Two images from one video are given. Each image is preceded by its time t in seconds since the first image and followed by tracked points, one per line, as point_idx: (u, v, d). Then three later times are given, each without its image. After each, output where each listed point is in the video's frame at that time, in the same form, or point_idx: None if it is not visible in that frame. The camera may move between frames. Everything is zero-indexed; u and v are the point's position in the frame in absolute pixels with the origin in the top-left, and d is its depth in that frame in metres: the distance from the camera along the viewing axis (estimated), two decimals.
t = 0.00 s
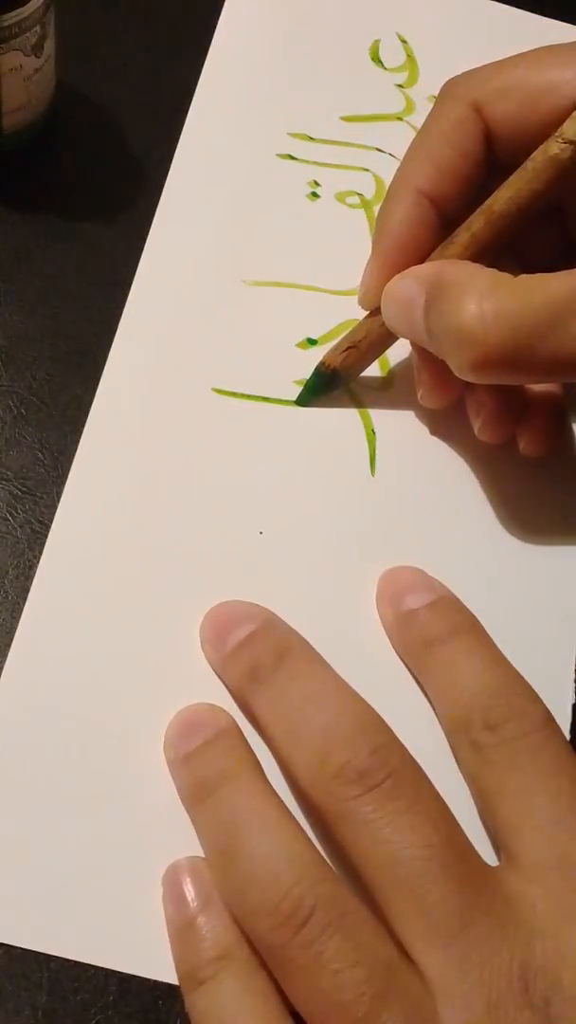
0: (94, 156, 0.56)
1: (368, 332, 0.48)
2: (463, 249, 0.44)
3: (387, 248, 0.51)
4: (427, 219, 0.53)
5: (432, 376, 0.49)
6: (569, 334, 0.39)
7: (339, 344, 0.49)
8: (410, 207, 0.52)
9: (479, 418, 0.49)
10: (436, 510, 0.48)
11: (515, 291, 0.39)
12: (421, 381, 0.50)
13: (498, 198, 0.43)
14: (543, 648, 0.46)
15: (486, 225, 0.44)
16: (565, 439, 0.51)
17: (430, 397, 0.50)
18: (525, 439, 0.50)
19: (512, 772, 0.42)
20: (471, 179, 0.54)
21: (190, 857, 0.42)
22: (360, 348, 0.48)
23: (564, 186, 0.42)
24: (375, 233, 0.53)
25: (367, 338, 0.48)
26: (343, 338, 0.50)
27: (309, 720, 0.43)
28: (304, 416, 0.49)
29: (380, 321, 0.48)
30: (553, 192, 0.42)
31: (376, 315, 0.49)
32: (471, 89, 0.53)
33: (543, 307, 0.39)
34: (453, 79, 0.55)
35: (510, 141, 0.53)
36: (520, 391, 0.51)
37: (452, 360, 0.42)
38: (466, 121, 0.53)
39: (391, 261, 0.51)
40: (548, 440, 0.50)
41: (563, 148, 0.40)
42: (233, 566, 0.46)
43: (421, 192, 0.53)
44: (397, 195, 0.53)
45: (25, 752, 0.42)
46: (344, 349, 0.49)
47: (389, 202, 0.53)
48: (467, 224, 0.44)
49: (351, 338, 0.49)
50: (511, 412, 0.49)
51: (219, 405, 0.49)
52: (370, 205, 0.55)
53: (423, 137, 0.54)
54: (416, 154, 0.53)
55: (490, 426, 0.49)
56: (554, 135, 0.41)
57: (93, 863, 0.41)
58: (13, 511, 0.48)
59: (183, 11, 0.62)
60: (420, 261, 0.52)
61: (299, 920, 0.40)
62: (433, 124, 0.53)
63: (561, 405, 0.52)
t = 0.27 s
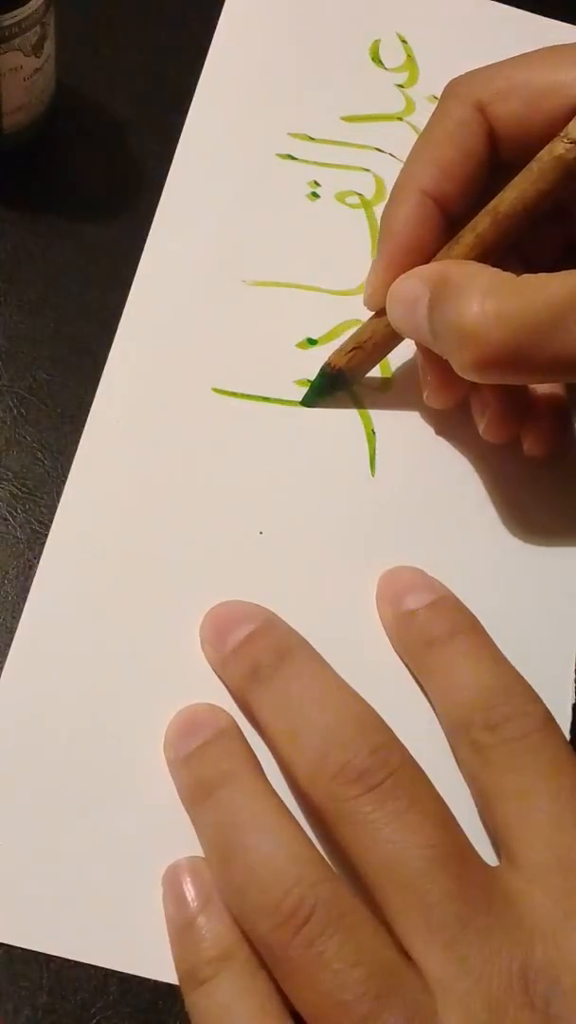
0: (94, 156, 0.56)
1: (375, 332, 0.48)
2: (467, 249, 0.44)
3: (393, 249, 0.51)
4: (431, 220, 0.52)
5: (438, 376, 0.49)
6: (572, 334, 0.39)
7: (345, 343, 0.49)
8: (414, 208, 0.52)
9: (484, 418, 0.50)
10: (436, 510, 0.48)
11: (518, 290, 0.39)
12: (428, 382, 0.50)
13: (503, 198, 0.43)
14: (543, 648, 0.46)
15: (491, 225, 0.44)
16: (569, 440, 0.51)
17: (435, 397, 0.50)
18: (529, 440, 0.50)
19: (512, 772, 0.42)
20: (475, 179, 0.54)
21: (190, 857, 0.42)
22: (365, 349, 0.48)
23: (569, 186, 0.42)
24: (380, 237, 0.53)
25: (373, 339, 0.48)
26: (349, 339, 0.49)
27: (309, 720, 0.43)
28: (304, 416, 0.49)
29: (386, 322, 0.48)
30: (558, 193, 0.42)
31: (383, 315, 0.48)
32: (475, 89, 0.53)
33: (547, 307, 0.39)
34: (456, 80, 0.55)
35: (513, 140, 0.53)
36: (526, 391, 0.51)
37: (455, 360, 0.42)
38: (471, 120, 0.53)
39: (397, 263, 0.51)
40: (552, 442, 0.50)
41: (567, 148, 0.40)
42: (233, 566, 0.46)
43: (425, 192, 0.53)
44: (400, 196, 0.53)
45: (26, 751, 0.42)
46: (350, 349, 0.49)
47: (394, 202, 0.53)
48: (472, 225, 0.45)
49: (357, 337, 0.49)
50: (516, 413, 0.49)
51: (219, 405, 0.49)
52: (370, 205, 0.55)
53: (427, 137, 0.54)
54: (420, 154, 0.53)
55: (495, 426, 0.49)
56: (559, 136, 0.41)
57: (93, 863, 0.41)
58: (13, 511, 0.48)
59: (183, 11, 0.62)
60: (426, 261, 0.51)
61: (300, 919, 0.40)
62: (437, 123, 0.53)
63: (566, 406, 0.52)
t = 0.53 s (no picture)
0: (94, 156, 0.56)
1: (379, 333, 0.48)
2: (471, 250, 0.45)
3: (397, 250, 0.51)
4: (434, 220, 0.52)
5: (442, 376, 0.50)
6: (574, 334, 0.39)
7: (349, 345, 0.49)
8: (417, 208, 0.52)
9: (486, 417, 0.50)
10: (436, 510, 0.48)
11: (521, 290, 0.39)
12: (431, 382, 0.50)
13: (507, 198, 0.43)
14: (543, 648, 0.46)
15: (495, 226, 0.44)
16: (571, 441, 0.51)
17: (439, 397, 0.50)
18: (532, 439, 0.50)
19: (512, 772, 0.42)
20: (478, 179, 0.54)
21: (190, 857, 0.42)
22: (370, 349, 0.49)
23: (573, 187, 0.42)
24: (383, 238, 0.53)
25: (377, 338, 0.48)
26: (353, 340, 0.50)
27: (309, 720, 0.43)
28: (304, 416, 0.49)
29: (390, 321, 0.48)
30: (562, 193, 0.42)
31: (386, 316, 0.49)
32: (476, 89, 0.53)
33: (548, 306, 0.39)
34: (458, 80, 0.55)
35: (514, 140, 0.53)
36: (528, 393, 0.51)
37: (457, 359, 0.42)
38: (473, 120, 0.53)
39: (401, 264, 0.51)
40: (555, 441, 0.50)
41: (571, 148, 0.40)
42: (233, 566, 0.46)
43: (427, 192, 0.53)
44: (403, 196, 0.53)
45: (26, 752, 0.42)
46: (354, 349, 0.49)
47: (397, 202, 0.53)
48: (477, 225, 0.45)
49: (361, 339, 0.49)
50: (518, 413, 0.50)
51: (219, 405, 0.49)
52: (370, 205, 0.55)
53: (429, 137, 0.54)
54: (423, 154, 0.53)
55: (497, 425, 0.49)
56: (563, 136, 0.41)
57: (93, 863, 0.41)
58: (14, 511, 0.48)
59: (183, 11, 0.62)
60: (429, 262, 0.51)
61: (300, 919, 0.40)
62: (439, 123, 0.53)
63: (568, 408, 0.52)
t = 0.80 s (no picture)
0: (94, 156, 0.56)
1: (382, 332, 0.49)
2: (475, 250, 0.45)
3: (399, 251, 0.51)
4: (438, 219, 0.52)
5: (446, 376, 0.49)
6: None
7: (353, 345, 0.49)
8: (420, 209, 0.52)
9: (490, 417, 0.50)
10: (437, 510, 0.48)
11: (522, 289, 0.39)
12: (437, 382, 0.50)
13: (511, 199, 0.43)
14: (543, 648, 0.46)
15: (499, 227, 0.44)
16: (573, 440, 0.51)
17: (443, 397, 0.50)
18: (536, 439, 0.50)
19: (511, 772, 0.42)
20: (480, 179, 0.54)
21: (190, 857, 0.42)
22: (374, 348, 0.49)
23: None
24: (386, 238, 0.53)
25: (381, 338, 0.48)
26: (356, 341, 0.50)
27: (309, 720, 0.43)
28: (305, 417, 0.49)
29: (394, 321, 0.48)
30: (566, 194, 0.42)
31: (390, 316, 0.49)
32: (478, 89, 0.53)
33: (550, 306, 0.39)
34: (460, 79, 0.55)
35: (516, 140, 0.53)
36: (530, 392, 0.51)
37: (459, 358, 0.42)
38: (474, 120, 0.53)
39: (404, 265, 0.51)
40: (558, 440, 0.50)
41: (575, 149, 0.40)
42: (233, 566, 0.46)
43: (430, 192, 0.53)
44: (405, 196, 0.53)
45: (25, 752, 0.42)
46: (359, 349, 0.49)
47: (399, 203, 0.53)
48: (480, 226, 0.45)
49: (365, 339, 0.49)
50: (521, 413, 0.50)
51: (219, 405, 0.49)
52: (370, 205, 0.55)
53: (431, 137, 0.54)
54: (425, 154, 0.53)
55: (502, 425, 0.49)
56: (567, 137, 0.41)
57: (93, 863, 0.41)
58: (14, 511, 0.48)
59: (183, 11, 0.62)
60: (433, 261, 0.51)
61: (299, 919, 0.40)
62: (441, 123, 0.53)
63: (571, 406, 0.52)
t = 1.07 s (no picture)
0: (94, 156, 0.56)
1: (384, 333, 0.48)
2: (478, 250, 0.45)
3: (401, 249, 0.51)
4: (439, 219, 0.52)
5: (449, 378, 0.50)
6: None
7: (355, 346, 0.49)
8: (421, 209, 0.52)
9: (492, 417, 0.50)
10: (437, 510, 0.48)
11: (524, 288, 0.39)
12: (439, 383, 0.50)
13: (513, 199, 0.43)
14: (543, 648, 0.46)
15: (502, 227, 0.44)
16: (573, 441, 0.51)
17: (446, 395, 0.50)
18: (537, 439, 0.50)
19: (511, 772, 0.42)
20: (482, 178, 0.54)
21: (190, 857, 0.42)
22: (377, 349, 0.48)
23: None
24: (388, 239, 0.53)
25: (384, 338, 0.48)
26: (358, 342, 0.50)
27: (309, 720, 0.43)
28: (305, 417, 0.49)
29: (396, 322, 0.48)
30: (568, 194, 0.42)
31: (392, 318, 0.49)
32: (479, 89, 0.53)
33: (552, 306, 0.39)
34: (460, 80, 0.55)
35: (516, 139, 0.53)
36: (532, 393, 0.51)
37: (460, 358, 0.42)
38: (476, 119, 0.53)
39: (406, 265, 0.51)
40: (560, 442, 0.50)
41: None
42: (233, 566, 0.46)
43: (431, 192, 0.53)
44: (407, 196, 0.53)
45: (25, 752, 0.42)
46: (361, 350, 0.49)
47: (401, 203, 0.53)
48: (483, 226, 0.45)
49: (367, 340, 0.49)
50: (523, 414, 0.50)
51: (219, 405, 0.49)
52: (370, 205, 0.55)
53: (432, 137, 0.54)
54: (426, 154, 0.53)
55: (503, 425, 0.49)
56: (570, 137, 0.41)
57: (93, 863, 0.41)
58: (14, 512, 0.48)
59: (182, 11, 0.62)
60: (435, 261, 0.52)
61: (299, 919, 0.40)
62: (442, 123, 0.53)
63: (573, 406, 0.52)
